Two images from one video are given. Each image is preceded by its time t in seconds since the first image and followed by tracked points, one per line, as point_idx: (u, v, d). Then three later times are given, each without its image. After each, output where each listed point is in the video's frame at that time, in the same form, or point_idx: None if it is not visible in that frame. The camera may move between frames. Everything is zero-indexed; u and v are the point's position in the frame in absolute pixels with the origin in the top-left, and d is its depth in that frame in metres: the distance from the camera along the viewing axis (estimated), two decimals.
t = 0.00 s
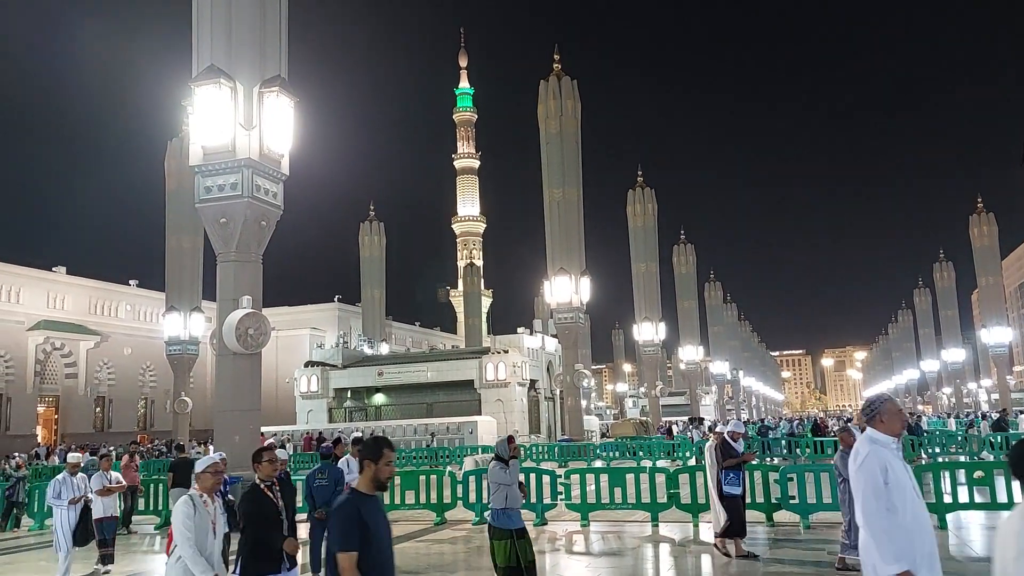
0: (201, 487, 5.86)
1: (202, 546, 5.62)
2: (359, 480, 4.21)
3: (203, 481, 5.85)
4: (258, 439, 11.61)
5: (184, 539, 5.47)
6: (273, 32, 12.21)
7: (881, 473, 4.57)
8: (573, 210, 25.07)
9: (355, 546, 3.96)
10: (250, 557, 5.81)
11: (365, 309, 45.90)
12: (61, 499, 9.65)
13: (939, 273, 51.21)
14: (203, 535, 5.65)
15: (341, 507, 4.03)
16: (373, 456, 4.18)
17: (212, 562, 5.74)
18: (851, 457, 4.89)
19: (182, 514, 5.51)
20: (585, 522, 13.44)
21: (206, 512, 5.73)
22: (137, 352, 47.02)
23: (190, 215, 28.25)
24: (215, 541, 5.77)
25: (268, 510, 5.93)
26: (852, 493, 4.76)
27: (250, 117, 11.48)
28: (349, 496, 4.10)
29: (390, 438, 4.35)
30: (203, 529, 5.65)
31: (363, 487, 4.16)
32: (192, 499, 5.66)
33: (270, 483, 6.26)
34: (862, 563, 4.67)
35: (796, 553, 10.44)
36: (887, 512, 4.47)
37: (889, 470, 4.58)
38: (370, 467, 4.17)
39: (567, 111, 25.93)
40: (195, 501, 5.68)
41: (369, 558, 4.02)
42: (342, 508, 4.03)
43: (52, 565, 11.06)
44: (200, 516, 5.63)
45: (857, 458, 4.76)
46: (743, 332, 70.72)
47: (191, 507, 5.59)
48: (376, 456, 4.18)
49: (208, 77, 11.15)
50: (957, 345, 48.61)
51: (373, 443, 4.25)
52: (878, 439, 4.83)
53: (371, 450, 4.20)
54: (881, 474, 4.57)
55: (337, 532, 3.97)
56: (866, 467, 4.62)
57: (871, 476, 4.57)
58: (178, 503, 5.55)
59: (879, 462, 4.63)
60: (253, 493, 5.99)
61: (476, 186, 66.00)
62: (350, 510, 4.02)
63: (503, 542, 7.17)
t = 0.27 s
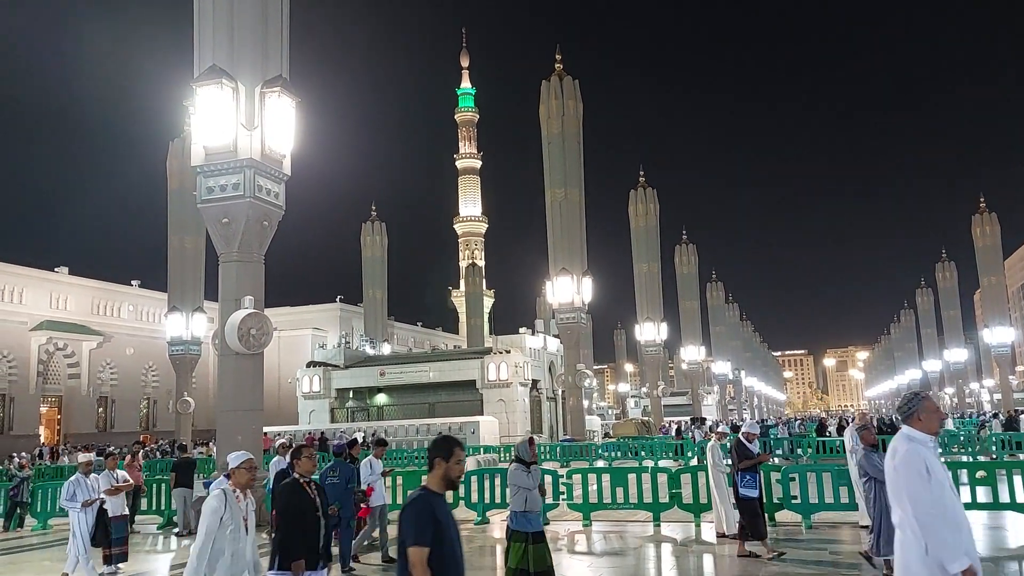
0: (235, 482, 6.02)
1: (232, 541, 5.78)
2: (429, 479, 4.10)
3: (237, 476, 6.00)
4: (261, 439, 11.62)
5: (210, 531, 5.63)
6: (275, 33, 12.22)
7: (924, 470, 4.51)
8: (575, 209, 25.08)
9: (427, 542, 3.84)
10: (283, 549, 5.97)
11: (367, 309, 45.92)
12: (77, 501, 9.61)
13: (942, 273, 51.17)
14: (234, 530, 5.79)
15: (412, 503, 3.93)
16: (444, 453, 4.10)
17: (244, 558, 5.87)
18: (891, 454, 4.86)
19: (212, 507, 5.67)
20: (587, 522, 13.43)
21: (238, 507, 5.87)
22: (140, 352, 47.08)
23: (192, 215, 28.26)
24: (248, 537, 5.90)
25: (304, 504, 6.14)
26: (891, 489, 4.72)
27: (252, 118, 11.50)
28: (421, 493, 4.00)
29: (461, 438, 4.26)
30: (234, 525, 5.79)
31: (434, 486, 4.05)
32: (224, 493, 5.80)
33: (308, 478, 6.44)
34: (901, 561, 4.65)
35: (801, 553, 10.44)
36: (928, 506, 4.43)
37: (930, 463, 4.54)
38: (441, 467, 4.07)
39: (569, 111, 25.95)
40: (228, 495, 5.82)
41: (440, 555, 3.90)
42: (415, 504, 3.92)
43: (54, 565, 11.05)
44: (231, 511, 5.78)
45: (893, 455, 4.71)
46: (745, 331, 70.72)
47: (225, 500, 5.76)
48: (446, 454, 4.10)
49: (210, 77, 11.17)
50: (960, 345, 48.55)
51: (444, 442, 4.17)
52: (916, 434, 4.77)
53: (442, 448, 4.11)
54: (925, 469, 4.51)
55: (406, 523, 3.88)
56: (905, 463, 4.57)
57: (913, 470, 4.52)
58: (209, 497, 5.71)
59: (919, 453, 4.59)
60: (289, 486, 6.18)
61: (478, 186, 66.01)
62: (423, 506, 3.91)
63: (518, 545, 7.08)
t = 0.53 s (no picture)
0: (260, 485, 5.91)
1: (258, 546, 5.59)
2: (484, 475, 4.11)
3: (260, 479, 5.90)
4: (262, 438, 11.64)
5: (231, 536, 5.48)
6: (275, 32, 12.22)
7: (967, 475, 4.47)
8: (576, 209, 25.08)
9: (478, 542, 3.84)
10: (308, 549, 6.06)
11: (368, 309, 45.94)
12: (94, 498, 9.51)
13: (943, 273, 51.13)
14: (259, 533, 5.61)
15: (466, 499, 3.94)
16: (498, 449, 4.10)
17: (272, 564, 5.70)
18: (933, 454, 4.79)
19: (236, 511, 5.53)
20: (587, 521, 13.44)
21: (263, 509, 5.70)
22: (141, 351, 47.11)
23: (193, 214, 28.27)
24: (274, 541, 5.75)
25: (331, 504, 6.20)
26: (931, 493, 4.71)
27: (253, 117, 11.50)
28: (474, 489, 4.00)
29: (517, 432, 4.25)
30: (259, 530, 5.61)
31: (488, 482, 4.06)
32: (248, 495, 5.66)
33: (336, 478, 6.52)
34: (941, 564, 4.63)
35: (802, 553, 10.43)
36: (967, 513, 4.42)
37: (974, 469, 4.49)
38: (495, 462, 4.07)
39: (570, 111, 25.95)
40: (252, 497, 5.66)
41: (493, 554, 3.90)
42: (468, 501, 3.93)
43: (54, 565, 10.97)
44: (255, 513, 5.61)
45: (935, 457, 4.66)
46: (745, 331, 70.71)
47: (246, 502, 5.60)
48: (500, 450, 4.10)
49: (211, 76, 11.17)
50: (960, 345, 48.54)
51: (498, 436, 4.18)
52: (959, 434, 4.70)
53: (495, 444, 4.12)
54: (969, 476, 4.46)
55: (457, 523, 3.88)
56: (947, 469, 4.54)
57: (958, 478, 4.47)
58: (232, 500, 5.57)
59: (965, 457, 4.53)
60: (316, 487, 6.22)
61: (479, 186, 66.01)
62: (475, 503, 3.91)
63: (545, 544, 7.13)
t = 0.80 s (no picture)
0: (277, 481, 5.73)
1: (280, 543, 5.55)
2: (545, 480, 3.97)
3: (278, 477, 5.72)
4: (262, 436, 11.65)
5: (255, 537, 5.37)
6: (275, 31, 12.18)
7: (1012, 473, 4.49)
8: (576, 208, 25.07)
9: (542, 554, 3.76)
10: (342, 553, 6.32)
11: (368, 307, 45.91)
12: (106, 496, 9.50)
13: (943, 272, 51.10)
14: (281, 531, 5.57)
15: (526, 512, 3.83)
16: (560, 455, 3.93)
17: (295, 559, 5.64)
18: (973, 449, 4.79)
19: (255, 511, 5.42)
20: (587, 520, 13.43)
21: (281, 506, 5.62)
22: (140, 350, 47.10)
23: (192, 213, 28.24)
24: (294, 538, 5.65)
25: (360, 507, 6.46)
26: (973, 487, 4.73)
27: (252, 115, 11.47)
28: (533, 498, 3.89)
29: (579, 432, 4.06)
30: (281, 527, 5.56)
31: (551, 488, 3.92)
32: (266, 495, 5.54)
33: (362, 478, 6.64)
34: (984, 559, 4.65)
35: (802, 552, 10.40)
36: (1010, 509, 4.45)
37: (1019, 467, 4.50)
38: (558, 468, 3.92)
39: (570, 109, 25.94)
40: (269, 497, 5.55)
41: (554, 564, 3.83)
42: (528, 514, 3.82)
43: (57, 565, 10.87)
44: (274, 511, 5.54)
45: (978, 452, 4.66)
46: (745, 330, 70.73)
47: (264, 504, 5.48)
48: (562, 455, 3.93)
49: (211, 74, 11.15)
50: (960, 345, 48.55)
51: (560, 439, 4.00)
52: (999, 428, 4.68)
53: (557, 448, 3.95)
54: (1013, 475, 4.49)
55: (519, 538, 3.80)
56: (990, 468, 4.55)
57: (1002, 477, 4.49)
58: (250, 500, 5.45)
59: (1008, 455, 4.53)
60: (342, 493, 6.47)
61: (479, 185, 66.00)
62: (539, 513, 3.81)
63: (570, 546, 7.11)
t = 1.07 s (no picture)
0: (300, 482, 5.56)
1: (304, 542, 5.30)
2: (605, 471, 3.95)
3: (301, 477, 5.55)
4: (261, 435, 11.65)
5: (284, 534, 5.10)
6: (275, 29, 12.16)
7: None
8: (575, 207, 25.04)
9: (611, 545, 3.72)
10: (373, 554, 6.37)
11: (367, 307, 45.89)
12: (119, 493, 9.50)
13: (941, 272, 51.08)
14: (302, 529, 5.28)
15: (591, 502, 3.79)
16: (622, 445, 3.93)
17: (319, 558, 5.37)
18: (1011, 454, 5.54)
19: (281, 510, 5.16)
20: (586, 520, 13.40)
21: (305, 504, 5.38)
22: (139, 349, 47.07)
23: (191, 212, 28.20)
24: (316, 538, 5.36)
25: (390, 505, 6.49)
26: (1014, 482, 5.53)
27: (252, 114, 11.44)
28: (597, 488, 3.85)
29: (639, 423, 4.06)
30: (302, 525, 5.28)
31: (612, 478, 3.90)
32: (289, 493, 5.28)
33: (389, 475, 6.66)
34: None
35: (800, 552, 10.39)
36: None
37: None
38: (621, 458, 3.90)
39: (570, 109, 25.92)
40: (293, 496, 5.30)
41: (621, 554, 3.79)
42: (594, 504, 3.77)
43: (61, 564, 10.80)
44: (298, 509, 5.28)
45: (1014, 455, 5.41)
46: (744, 330, 70.72)
47: (289, 500, 5.23)
48: (625, 446, 3.92)
49: (210, 73, 11.12)
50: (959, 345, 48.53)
51: (621, 431, 3.99)
52: None
53: (620, 439, 3.94)
54: None
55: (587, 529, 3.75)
56: None
57: None
58: (274, 498, 5.21)
59: None
60: (371, 493, 6.48)
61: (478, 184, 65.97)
62: (603, 501, 3.78)
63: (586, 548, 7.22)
